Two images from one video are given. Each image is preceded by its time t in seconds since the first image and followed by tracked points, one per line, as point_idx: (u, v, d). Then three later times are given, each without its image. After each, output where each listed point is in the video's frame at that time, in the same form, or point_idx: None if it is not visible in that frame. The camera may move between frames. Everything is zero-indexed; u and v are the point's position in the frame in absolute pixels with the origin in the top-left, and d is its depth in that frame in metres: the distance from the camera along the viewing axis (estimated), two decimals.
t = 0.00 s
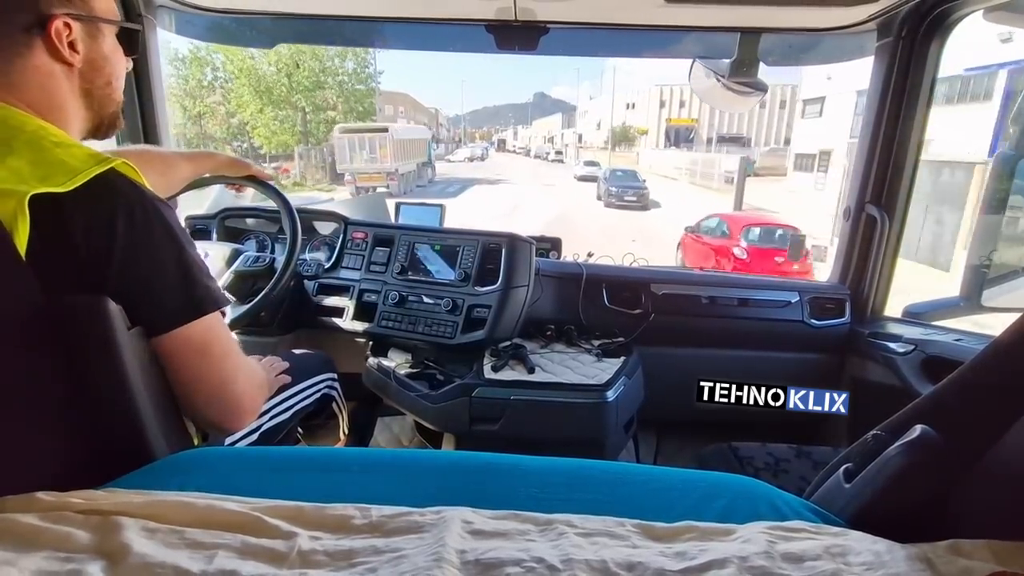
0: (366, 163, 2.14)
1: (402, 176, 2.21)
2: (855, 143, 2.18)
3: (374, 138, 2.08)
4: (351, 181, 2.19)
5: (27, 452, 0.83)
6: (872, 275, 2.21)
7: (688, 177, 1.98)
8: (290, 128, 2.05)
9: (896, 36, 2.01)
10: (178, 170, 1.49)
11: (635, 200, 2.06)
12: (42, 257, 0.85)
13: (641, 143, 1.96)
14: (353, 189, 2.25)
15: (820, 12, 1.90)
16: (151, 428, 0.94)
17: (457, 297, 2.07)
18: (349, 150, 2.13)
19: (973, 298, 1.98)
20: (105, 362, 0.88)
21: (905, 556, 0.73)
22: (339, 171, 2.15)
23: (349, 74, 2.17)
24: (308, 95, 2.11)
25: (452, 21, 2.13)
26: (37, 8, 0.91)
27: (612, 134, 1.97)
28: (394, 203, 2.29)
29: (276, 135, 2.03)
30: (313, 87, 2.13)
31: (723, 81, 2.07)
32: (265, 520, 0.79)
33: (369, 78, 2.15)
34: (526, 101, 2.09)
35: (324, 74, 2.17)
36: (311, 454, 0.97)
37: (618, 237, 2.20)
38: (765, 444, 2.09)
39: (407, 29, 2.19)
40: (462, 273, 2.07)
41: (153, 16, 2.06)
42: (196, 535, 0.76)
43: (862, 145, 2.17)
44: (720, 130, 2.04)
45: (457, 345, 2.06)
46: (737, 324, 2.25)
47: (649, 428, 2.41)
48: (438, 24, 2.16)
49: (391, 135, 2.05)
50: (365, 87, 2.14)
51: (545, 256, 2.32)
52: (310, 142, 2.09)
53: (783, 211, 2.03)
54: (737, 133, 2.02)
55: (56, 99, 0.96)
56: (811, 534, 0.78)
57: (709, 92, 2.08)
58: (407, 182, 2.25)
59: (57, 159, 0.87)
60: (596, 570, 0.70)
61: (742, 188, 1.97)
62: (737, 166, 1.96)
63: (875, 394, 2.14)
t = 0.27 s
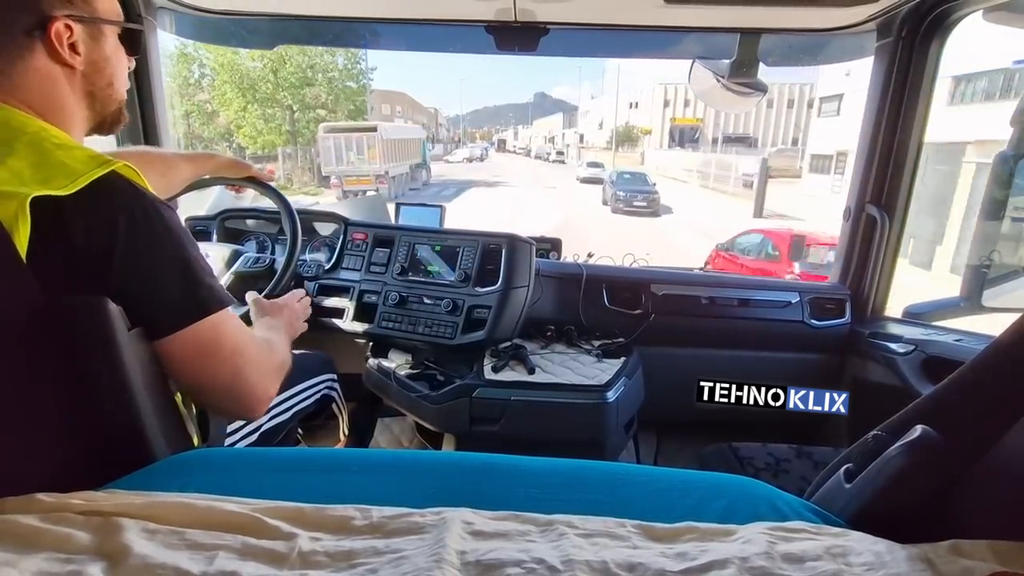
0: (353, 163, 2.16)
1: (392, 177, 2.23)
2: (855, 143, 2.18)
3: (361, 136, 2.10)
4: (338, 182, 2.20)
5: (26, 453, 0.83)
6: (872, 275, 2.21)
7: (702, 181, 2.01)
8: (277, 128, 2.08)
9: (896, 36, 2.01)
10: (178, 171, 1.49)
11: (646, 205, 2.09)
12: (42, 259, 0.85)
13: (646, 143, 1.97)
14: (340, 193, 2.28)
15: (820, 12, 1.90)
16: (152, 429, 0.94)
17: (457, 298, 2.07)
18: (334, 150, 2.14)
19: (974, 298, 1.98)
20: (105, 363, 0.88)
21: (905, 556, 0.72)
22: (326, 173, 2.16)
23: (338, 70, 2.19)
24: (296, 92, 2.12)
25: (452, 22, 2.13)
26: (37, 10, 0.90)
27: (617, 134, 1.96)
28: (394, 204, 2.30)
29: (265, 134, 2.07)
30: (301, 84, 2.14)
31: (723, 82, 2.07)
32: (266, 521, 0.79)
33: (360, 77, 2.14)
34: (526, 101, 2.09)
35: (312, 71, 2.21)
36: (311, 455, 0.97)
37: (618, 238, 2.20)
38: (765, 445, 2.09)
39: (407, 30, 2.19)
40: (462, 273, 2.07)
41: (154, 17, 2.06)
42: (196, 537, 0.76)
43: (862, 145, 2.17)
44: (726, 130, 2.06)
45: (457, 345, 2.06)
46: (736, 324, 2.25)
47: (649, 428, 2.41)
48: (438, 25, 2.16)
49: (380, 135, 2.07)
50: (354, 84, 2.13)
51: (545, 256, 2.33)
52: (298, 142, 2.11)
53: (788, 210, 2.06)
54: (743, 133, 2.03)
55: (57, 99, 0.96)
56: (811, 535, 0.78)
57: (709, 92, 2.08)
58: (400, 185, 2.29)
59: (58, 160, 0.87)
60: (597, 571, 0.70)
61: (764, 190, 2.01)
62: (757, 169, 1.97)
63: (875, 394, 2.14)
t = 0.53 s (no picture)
0: (337, 164, 2.17)
1: (380, 181, 2.26)
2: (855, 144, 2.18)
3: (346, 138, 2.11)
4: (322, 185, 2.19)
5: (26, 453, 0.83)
6: (872, 276, 2.21)
7: (716, 183, 2.01)
8: (263, 128, 2.07)
9: (896, 37, 2.01)
10: (179, 171, 1.50)
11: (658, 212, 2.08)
12: (43, 259, 0.86)
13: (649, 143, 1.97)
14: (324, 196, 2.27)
15: (820, 13, 1.90)
16: (152, 430, 0.94)
17: (458, 298, 2.07)
18: (317, 151, 2.12)
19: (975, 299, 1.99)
20: (105, 364, 0.87)
21: (906, 557, 0.72)
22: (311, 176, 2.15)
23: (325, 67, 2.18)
24: (282, 92, 2.12)
25: (452, 23, 2.13)
26: (42, 11, 0.91)
27: (619, 134, 1.96)
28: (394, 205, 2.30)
29: (249, 134, 2.08)
30: (287, 82, 2.13)
31: (724, 82, 2.06)
32: (266, 521, 0.79)
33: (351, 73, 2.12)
34: (527, 102, 2.09)
35: (298, 66, 2.19)
36: (311, 455, 0.97)
37: (618, 238, 2.20)
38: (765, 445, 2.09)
39: (407, 31, 2.19)
40: (462, 274, 2.08)
41: (154, 17, 2.06)
42: (196, 537, 0.76)
43: (862, 145, 2.17)
44: (730, 130, 2.05)
45: (457, 346, 2.06)
46: (736, 324, 2.25)
47: (649, 428, 2.41)
48: (438, 25, 2.16)
49: (367, 134, 2.08)
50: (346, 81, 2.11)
51: (545, 256, 2.33)
52: (283, 142, 2.08)
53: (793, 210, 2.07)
54: (749, 133, 2.01)
55: (59, 100, 0.96)
56: (812, 535, 0.78)
57: (709, 93, 2.08)
58: (391, 187, 2.29)
59: (59, 160, 0.87)
60: (597, 571, 0.70)
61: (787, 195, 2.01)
62: (780, 172, 1.96)
63: (875, 394, 2.14)
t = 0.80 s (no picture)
0: (318, 166, 2.19)
1: (368, 184, 2.29)
2: (855, 143, 2.18)
3: (327, 138, 2.13)
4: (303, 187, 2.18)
5: (26, 453, 0.84)
6: (873, 276, 2.21)
7: (732, 187, 2.05)
8: (250, 128, 2.10)
9: (896, 37, 2.01)
10: (179, 172, 1.49)
11: (672, 219, 2.15)
12: (44, 259, 0.86)
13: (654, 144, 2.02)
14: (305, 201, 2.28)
15: (820, 13, 1.90)
16: (154, 430, 0.94)
17: (458, 298, 2.07)
18: (296, 152, 2.15)
19: (974, 298, 1.97)
20: (106, 366, 0.87)
21: (906, 557, 0.72)
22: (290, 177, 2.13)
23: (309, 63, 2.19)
24: (266, 89, 2.13)
25: (452, 23, 2.13)
26: (39, 10, 0.91)
27: (618, 134, 2.02)
28: (394, 205, 2.29)
29: (231, 132, 2.11)
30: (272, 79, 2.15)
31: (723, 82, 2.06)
32: (266, 521, 0.79)
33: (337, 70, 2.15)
34: (527, 102, 2.09)
35: (280, 62, 2.21)
36: (312, 455, 0.97)
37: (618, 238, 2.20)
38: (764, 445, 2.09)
39: (407, 31, 2.19)
40: (462, 274, 2.08)
41: (154, 17, 2.06)
42: (196, 537, 0.76)
43: (862, 145, 2.17)
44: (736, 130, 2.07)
45: (457, 345, 2.06)
46: (737, 324, 2.25)
47: (649, 428, 2.41)
48: (438, 25, 2.15)
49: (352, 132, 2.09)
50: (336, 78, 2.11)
51: (545, 256, 2.32)
52: (268, 142, 2.11)
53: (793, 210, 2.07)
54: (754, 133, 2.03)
55: (58, 99, 0.96)
56: (812, 535, 0.78)
57: (709, 92, 2.09)
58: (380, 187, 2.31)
59: (59, 160, 0.87)
60: (597, 571, 0.70)
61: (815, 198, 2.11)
62: (813, 175, 2.07)
63: (875, 394, 2.14)
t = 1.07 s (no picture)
0: (296, 168, 2.23)
1: (351, 188, 2.32)
2: (855, 143, 2.18)
3: (306, 137, 2.19)
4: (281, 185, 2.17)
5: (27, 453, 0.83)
6: (873, 275, 2.21)
7: (753, 192, 2.08)
8: (231, 127, 2.11)
9: (897, 37, 2.01)
10: (178, 173, 1.48)
11: (691, 228, 2.14)
12: (42, 258, 0.86)
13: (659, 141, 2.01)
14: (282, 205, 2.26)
15: (820, 13, 1.90)
16: (153, 429, 0.94)
17: (458, 298, 2.07)
18: (272, 151, 2.16)
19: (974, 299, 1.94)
20: (105, 364, 0.87)
21: (906, 557, 0.72)
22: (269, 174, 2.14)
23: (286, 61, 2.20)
24: (248, 87, 2.15)
25: (452, 23, 2.13)
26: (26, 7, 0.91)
27: (620, 135, 2.00)
28: (394, 206, 2.29)
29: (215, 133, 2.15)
30: (258, 78, 2.17)
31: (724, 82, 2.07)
32: (266, 522, 0.79)
33: (324, 70, 2.18)
34: (528, 102, 2.10)
35: (266, 59, 2.22)
36: (312, 455, 0.97)
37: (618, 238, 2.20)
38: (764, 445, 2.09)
39: (407, 32, 2.19)
40: (462, 274, 2.08)
41: (155, 18, 2.06)
42: (196, 537, 0.76)
43: (862, 145, 2.17)
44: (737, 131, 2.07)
45: (457, 346, 2.06)
46: (737, 325, 2.24)
47: (649, 428, 2.41)
48: (439, 25, 2.15)
49: (334, 132, 2.16)
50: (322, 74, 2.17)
51: (545, 257, 2.32)
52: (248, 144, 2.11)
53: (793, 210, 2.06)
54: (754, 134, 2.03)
55: (50, 96, 0.96)
56: (811, 536, 0.78)
57: (709, 92, 2.09)
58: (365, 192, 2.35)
59: (54, 158, 0.87)
60: (597, 571, 0.70)
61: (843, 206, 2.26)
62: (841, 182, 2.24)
63: (875, 395, 2.14)
